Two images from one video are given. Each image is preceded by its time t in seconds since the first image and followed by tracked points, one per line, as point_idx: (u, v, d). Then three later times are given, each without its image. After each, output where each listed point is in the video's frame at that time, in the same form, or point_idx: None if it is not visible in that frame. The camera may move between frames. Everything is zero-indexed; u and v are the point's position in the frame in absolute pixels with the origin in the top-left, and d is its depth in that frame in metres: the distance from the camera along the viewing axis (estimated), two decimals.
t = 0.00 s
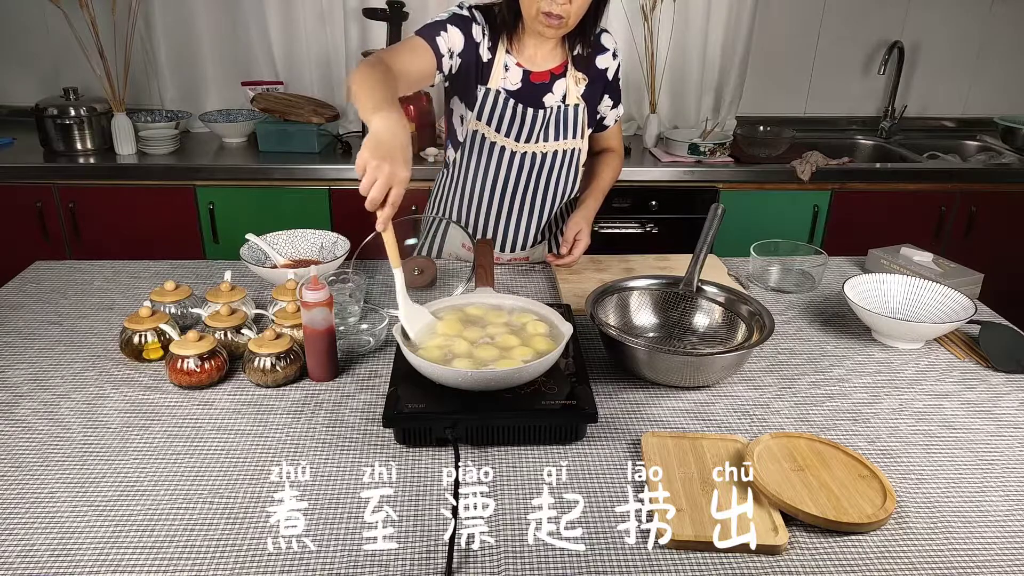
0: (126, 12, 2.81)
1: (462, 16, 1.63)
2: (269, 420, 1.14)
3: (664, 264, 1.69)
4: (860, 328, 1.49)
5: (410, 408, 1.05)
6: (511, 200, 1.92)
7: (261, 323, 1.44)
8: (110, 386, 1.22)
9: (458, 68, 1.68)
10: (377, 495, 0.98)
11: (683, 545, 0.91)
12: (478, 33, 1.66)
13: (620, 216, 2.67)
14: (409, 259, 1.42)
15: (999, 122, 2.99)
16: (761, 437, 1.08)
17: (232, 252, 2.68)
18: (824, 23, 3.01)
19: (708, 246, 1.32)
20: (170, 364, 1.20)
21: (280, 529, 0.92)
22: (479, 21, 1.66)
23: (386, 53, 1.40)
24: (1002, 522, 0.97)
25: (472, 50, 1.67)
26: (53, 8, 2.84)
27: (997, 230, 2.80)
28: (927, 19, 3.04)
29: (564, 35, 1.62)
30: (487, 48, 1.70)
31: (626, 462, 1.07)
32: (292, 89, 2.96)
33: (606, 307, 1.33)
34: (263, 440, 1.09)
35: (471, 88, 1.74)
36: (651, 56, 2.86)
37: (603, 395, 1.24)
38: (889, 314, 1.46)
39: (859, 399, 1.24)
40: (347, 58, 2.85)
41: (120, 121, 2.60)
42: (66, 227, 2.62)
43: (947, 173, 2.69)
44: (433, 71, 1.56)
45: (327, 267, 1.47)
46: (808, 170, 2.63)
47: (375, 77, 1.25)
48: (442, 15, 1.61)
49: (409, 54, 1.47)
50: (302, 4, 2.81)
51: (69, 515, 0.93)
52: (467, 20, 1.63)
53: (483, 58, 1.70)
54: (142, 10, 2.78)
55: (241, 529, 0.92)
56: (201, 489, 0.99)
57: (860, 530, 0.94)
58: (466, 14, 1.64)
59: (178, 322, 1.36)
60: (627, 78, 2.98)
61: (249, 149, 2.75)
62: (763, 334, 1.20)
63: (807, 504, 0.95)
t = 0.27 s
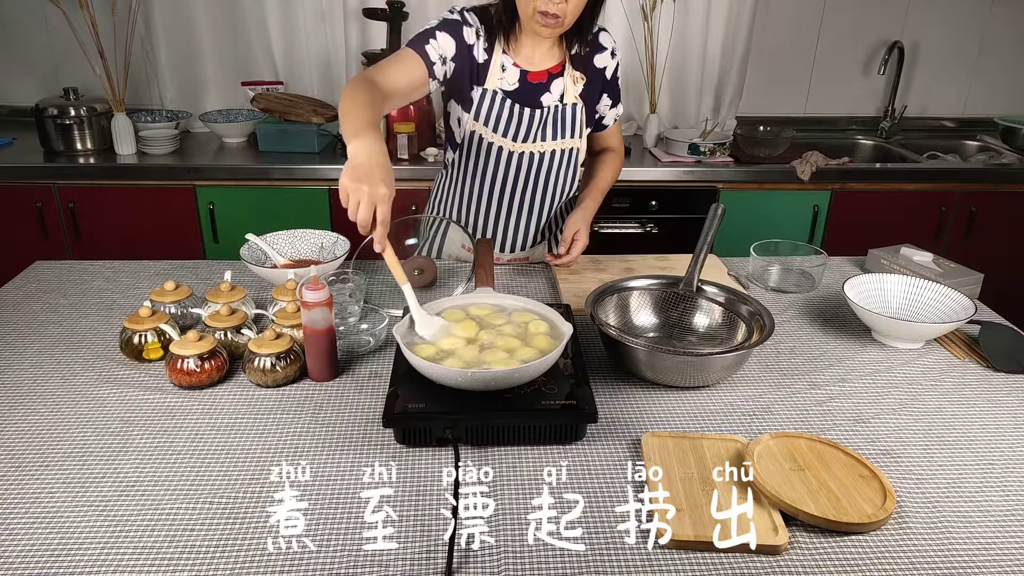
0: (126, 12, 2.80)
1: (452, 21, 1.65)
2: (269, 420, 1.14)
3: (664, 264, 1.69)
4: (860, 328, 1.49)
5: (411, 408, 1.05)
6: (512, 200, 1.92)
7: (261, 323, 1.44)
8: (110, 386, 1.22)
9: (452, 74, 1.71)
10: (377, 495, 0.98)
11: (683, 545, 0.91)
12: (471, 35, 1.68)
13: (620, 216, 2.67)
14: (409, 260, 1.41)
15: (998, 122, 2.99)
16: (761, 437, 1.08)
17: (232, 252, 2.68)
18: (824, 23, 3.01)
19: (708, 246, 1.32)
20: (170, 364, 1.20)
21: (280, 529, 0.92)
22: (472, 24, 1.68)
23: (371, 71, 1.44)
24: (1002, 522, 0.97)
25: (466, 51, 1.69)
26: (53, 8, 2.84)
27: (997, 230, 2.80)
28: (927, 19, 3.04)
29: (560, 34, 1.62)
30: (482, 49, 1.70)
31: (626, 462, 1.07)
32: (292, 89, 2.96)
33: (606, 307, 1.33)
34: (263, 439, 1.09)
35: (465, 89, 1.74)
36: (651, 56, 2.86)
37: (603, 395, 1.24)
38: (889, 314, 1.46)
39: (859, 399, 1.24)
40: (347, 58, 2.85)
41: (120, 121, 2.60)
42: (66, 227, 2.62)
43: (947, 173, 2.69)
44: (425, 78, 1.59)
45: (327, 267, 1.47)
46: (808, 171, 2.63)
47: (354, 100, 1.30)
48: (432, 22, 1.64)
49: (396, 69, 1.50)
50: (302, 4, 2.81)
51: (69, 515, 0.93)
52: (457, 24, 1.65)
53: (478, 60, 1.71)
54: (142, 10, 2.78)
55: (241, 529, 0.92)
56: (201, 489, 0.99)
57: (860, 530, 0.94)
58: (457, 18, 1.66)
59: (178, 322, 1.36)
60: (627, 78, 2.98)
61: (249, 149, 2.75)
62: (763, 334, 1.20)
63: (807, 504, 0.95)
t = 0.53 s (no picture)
0: (126, 12, 2.81)
1: (449, 25, 1.65)
2: (269, 420, 1.14)
3: (664, 264, 1.69)
4: (860, 328, 1.49)
5: (411, 408, 1.05)
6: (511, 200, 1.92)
7: (261, 323, 1.44)
8: (110, 386, 1.22)
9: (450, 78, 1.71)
10: (377, 495, 0.98)
11: (683, 545, 0.91)
12: (468, 38, 1.68)
13: (620, 216, 2.67)
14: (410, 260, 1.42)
15: (998, 122, 2.99)
16: (761, 437, 1.08)
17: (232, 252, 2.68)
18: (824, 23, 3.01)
19: (708, 246, 1.32)
20: (170, 364, 1.20)
21: (280, 529, 0.92)
22: (466, 27, 1.67)
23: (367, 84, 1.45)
24: (1002, 522, 0.97)
25: (464, 54, 1.69)
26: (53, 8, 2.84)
27: (997, 230, 2.80)
28: (927, 19, 3.04)
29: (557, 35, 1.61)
30: (480, 51, 1.71)
31: (626, 462, 1.07)
32: (292, 89, 2.96)
33: (606, 307, 1.33)
34: (263, 439, 1.09)
35: (463, 91, 1.75)
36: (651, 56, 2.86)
37: (603, 395, 1.24)
38: (889, 314, 1.46)
39: (859, 399, 1.24)
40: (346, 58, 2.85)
41: (120, 121, 2.60)
42: (66, 227, 2.62)
43: (947, 173, 2.69)
44: (426, 85, 1.59)
45: (327, 267, 1.47)
46: (808, 171, 2.63)
47: (356, 113, 1.32)
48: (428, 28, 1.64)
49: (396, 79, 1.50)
50: (302, 4, 2.81)
51: (69, 515, 0.93)
52: (453, 29, 1.65)
53: (476, 62, 1.71)
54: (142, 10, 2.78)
55: (241, 528, 0.92)
56: (201, 489, 0.99)
57: (860, 530, 0.94)
58: (453, 22, 1.66)
59: (178, 322, 1.36)
60: (627, 78, 2.98)
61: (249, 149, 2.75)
62: (763, 334, 1.20)
63: (807, 504, 0.95)
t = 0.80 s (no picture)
0: (126, 12, 2.81)
1: (447, 23, 1.65)
2: (269, 420, 1.14)
3: (664, 264, 1.69)
4: (860, 328, 1.49)
5: (411, 408, 1.05)
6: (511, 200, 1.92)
7: (261, 323, 1.44)
8: (110, 386, 1.22)
9: (449, 75, 1.72)
10: (377, 495, 0.98)
11: (683, 545, 0.91)
12: (467, 37, 1.68)
13: (620, 216, 2.67)
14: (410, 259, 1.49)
15: (998, 122, 2.99)
16: (761, 437, 1.08)
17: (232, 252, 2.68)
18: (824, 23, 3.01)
19: (708, 246, 1.32)
20: (170, 364, 1.20)
21: (280, 529, 0.92)
22: (466, 26, 1.68)
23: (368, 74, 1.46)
24: (1002, 522, 0.97)
25: (463, 53, 1.69)
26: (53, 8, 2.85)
27: (997, 230, 2.80)
28: (927, 19, 3.04)
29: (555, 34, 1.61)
30: (479, 50, 1.71)
31: (626, 462, 1.07)
32: (292, 89, 2.96)
33: (606, 307, 1.33)
34: (263, 439, 1.09)
35: (462, 91, 1.76)
36: (651, 56, 2.86)
37: (603, 395, 1.24)
38: (890, 314, 1.46)
39: (859, 399, 1.24)
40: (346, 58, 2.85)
41: (120, 121, 2.60)
42: (66, 227, 2.62)
43: (947, 173, 2.69)
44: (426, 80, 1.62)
45: (327, 267, 1.47)
46: (808, 170, 2.63)
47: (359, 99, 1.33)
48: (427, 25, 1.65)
49: (396, 69, 1.53)
50: (302, 4, 2.81)
51: (69, 515, 0.93)
52: (452, 25, 1.66)
53: (475, 61, 1.72)
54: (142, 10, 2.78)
55: (241, 528, 0.92)
56: (201, 489, 0.99)
57: (860, 530, 0.94)
58: (452, 19, 1.66)
59: (178, 322, 1.36)
60: (627, 78, 2.98)
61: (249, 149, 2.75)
62: (763, 334, 1.20)
63: (807, 504, 0.95)
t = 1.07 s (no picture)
0: (126, 12, 2.81)
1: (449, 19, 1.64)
2: (269, 419, 1.14)
3: (664, 263, 1.69)
4: (860, 328, 1.49)
5: (411, 408, 1.05)
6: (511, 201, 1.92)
7: (261, 323, 1.44)
8: (110, 385, 1.22)
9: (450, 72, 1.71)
10: (377, 495, 0.98)
11: (683, 545, 0.91)
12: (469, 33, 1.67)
13: (620, 215, 2.67)
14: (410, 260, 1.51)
15: (999, 122, 2.99)
16: (761, 437, 1.08)
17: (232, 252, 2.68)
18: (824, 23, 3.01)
19: (708, 246, 1.32)
20: (170, 364, 1.20)
21: (280, 529, 0.92)
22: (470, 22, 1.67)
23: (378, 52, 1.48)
24: (1002, 522, 0.97)
25: (464, 49, 1.69)
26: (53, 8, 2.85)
27: (997, 230, 2.80)
28: (927, 18, 3.04)
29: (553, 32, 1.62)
30: (481, 48, 1.71)
31: (626, 462, 1.07)
32: (292, 89, 2.96)
33: (606, 307, 1.33)
34: (263, 439, 1.09)
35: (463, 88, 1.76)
36: (651, 56, 2.86)
37: (603, 395, 1.24)
38: (890, 314, 1.46)
39: (859, 399, 1.24)
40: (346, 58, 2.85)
41: (120, 121, 2.60)
42: (66, 227, 2.62)
43: (947, 173, 2.69)
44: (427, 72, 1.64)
45: (327, 267, 1.47)
46: (808, 171, 2.63)
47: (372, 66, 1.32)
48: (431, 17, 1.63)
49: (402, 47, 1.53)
50: (302, 4, 2.81)
51: (68, 515, 0.93)
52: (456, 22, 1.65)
53: (476, 59, 1.72)
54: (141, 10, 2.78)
55: (240, 528, 0.92)
56: (200, 489, 0.99)
57: (860, 530, 0.94)
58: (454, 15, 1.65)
59: (178, 322, 1.36)
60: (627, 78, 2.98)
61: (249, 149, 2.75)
62: (763, 334, 1.20)
63: (807, 504, 0.95)
